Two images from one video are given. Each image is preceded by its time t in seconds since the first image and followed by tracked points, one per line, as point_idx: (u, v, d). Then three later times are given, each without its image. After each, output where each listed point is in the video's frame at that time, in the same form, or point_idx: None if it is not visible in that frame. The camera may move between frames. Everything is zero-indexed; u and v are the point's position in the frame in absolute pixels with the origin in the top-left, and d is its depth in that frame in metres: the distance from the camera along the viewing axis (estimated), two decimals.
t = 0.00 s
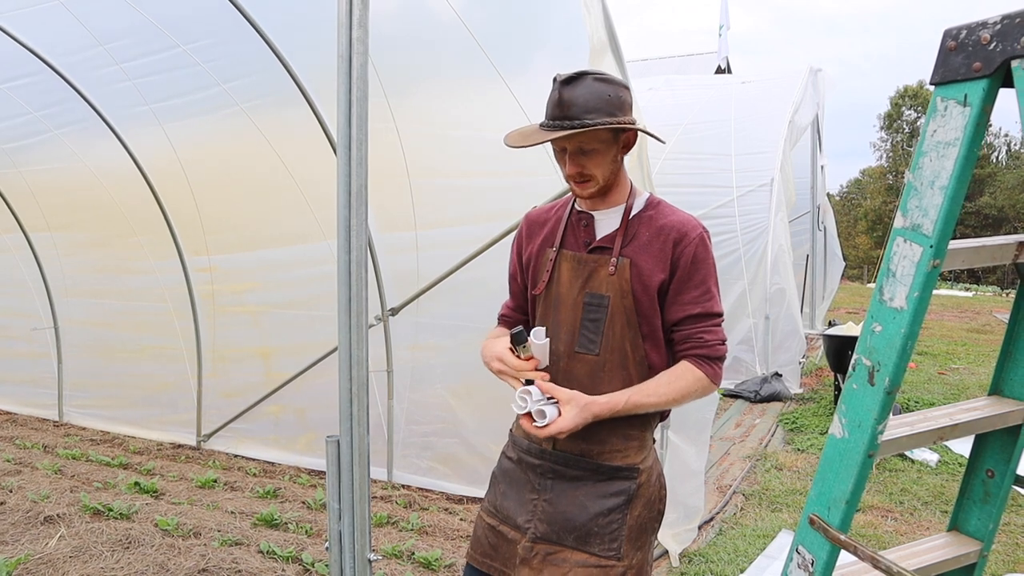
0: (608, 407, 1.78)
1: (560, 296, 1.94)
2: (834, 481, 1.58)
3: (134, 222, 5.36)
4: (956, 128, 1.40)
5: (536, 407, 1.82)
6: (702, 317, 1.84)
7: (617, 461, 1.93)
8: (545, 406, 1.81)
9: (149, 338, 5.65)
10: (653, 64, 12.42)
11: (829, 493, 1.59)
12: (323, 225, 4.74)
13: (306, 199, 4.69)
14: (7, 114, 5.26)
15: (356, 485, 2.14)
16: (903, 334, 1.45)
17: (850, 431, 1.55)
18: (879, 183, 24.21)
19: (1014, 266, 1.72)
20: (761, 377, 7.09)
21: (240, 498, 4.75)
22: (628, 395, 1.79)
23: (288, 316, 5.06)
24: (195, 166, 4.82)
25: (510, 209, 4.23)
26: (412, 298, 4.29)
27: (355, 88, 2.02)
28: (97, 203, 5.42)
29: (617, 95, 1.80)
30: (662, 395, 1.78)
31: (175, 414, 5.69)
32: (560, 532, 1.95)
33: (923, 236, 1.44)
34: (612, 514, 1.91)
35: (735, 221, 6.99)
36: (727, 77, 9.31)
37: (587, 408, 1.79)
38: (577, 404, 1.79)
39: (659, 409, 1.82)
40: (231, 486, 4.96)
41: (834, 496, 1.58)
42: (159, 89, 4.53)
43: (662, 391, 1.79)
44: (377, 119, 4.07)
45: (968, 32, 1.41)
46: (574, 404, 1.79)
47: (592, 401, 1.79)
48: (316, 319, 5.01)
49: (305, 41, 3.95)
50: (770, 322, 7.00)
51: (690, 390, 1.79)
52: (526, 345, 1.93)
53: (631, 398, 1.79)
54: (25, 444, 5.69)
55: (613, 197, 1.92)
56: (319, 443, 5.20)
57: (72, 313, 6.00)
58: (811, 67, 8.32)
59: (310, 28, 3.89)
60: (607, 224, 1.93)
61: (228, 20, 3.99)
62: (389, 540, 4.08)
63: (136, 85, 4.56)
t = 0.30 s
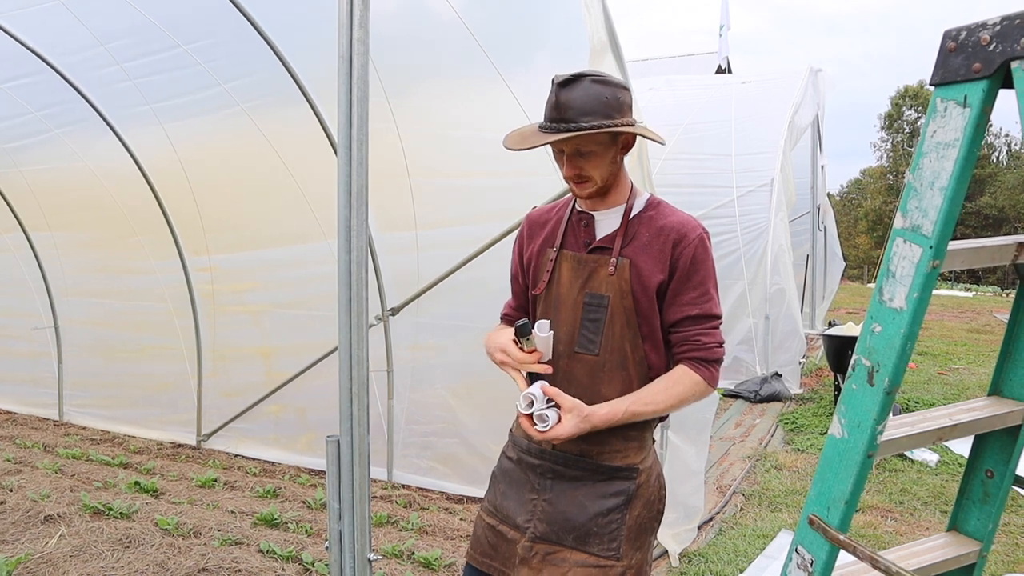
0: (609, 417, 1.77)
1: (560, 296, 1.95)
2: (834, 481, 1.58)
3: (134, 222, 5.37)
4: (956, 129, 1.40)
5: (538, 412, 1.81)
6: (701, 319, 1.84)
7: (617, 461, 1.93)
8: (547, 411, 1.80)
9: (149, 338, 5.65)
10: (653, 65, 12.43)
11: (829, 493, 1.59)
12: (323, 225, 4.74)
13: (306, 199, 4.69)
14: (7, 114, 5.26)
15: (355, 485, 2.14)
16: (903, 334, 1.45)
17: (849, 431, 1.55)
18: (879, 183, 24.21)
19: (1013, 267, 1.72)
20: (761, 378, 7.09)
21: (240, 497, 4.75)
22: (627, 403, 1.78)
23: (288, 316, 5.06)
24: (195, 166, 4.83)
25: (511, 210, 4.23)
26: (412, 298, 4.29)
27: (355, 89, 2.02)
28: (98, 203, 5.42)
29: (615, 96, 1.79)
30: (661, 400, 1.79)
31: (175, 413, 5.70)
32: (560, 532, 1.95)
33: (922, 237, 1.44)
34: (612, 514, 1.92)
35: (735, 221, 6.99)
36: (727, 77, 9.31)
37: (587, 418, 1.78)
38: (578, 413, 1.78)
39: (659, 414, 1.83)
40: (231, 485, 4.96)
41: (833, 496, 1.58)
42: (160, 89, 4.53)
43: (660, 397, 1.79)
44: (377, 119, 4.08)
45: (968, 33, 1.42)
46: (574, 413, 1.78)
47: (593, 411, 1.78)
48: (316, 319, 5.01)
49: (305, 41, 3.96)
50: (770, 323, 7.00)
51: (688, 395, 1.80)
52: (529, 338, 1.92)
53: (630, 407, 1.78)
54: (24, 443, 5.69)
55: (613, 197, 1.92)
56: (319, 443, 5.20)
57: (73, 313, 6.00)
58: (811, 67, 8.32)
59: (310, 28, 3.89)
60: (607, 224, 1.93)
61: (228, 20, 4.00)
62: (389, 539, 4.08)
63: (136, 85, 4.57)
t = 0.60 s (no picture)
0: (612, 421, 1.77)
1: (560, 296, 1.95)
2: (833, 482, 1.58)
3: (134, 222, 5.38)
4: (954, 130, 1.40)
5: (545, 418, 1.80)
6: (702, 320, 1.85)
7: (616, 462, 1.93)
8: (553, 417, 1.79)
9: (149, 338, 5.66)
10: (654, 65, 12.43)
11: (828, 494, 1.59)
12: (323, 225, 4.75)
13: (306, 199, 4.69)
14: (8, 114, 5.27)
15: (355, 485, 2.15)
16: (902, 334, 1.45)
17: (848, 431, 1.55)
18: (880, 183, 24.20)
19: (1013, 268, 1.72)
20: (761, 377, 7.09)
21: (241, 497, 4.75)
22: (629, 407, 1.78)
23: (288, 316, 5.07)
24: (196, 166, 4.83)
25: (511, 210, 4.24)
26: (412, 298, 4.29)
27: (355, 90, 2.02)
28: (98, 202, 5.43)
29: (613, 101, 1.79)
30: (662, 403, 1.79)
31: (175, 413, 5.71)
32: (559, 532, 1.95)
33: (921, 238, 1.44)
34: (611, 514, 1.92)
35: (735, 221, 6.99)
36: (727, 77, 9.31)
37: (591, 424, 1.78)
38: (583, 418, 1.77)
39: (660, 417, 1.83)
40: (232, 485, 4.97)
41: (832, 496, 1.58)
42: (160, 90, 4.54)
43: (662, 400, 1.79)
44: (377, 119, 4.08)
45: (966, 34, 1.42)
46: (579, 419, 1.78)
47: (598, 416, 1.78)
48: (317, 319, 5.02)
49: (305, 41, 3.96)
50: (771, 323, 7.00)
51: (690, 398, 1.81)
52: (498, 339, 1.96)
53: (634, 411, 1.78)
54: (25, 443, 5.70)
55: (613, 199, 1.93)
56: (320, 443, 5.21)
57: (73, 312, 6.01)
58: (811, 67, 8.32)
59: (310, 28, 3.89)
60: (608, 225, 1.93)
61: (229, 20, 4.00)
62: (390, 539, 4.08)
63: (137, 85, 4.57)
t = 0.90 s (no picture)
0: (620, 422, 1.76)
1: (561, 297, 1.95)
2: (832, 482, 1.59)
3: (135, 222, 5.38)
4: (953, 130, 1.40)
5: (552, 415, 1.76)
6: (705, 321, 1.85)
7: (616, 463, 1.94)
8: (561, 414, 1.75)
9: (150, 338, 5.66)
10: (654, 65, 12.43)
11: (827, 494, 1.59)
12: (323, 225, 4.75)
13: (306, 199, 4.70)
14: (8, 114, 5.27)
15: (355, 486, 2.15)
16: (901, 335, 1.46)
17: (847, 432, 1.55)
18: (880, 184, 24.19)
19: (1012, 269, 1.73)
20: (761, 378, 7.10)
21: (241, 497, 4.75)
22: (635, 407, 1.78)
23: (288, 316, 5.07)
24: (196, 166, 4.84)
25: (511, 210, 4.24)
26: (412, 299, 4.30)
27: (355, 91, 2.03)
28: (98, 203, 5.43)
29: (612, 101, 1.79)
30: (666, 402, 1.79)
31: (175, 413, 5.71)
32: (560, 533, 1.96)
33: (920, 239, 1.44)
34: (612, 515, 1.92)
35: (735, 221, 6.99)
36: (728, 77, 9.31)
37: (599, 421, 1.75)
38: (591, 416, 1.75)
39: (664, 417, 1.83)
40: (232, 485, 4.97)
41: (832, 496, 1.58)
42: (160, 90, 4.54)
43: (667, 399, 1.79)
44: (377, 120, 4.08)
45: (965, 35, 1.42)
46: (586, 416, 1.75)
47: (604, 416, 1.76)
48: (317, 320, 5.02)
49: (305, 42, 3.96)
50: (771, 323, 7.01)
51: (694, 397, 1.81)
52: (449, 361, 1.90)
53: (640, 408, 1.78)
54: (25, 443, 5.70)
55: (615, 199, 1.93)
56: (320, 443, 5.21)
57: (74, 312, 6.00)
58: (811, 67, 8.32)
59: (310, 28, 3.89)
60: (609, 227, 1.93)
61: (229, 20, 4.00)
62: (390, 539, 4.08)
63: (137, 85, 4.57)
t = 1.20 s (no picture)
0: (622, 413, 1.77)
1: (561, 297, 1.95)
2: (832, 482, 1.59)
3: (135, 223, 5.38)
4: (954, 130, 1.40)
5: (557, 405, 1.76)
6: (705, 321, 1.85)
7: (616, 463, 1.94)
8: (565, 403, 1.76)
9: (149, 338, 5.66)
10: (654, 66, 12.43)
11: (828, 493, 1.59)
12: (323, 225, 4.75)
13: (306, 199, 4.70)
14: (8, 114, 5.27)
15: (355, 485, 2.15)
16: (901, 335, 1.45)
17: (848, 431, 1.55)
18: (881, 184, 24.19)
19: (1013, 268, 1.73)
20: (761, 378, 7.10)
21: (241, 498, 4.75)
22: (634, 401, 1.78)
23: (288, 316, 5.07)
24: (196, 166, 4.84)
25: (511, 211, 4.24)
26: (412, 299, 4.30)
27: (355, 91, 2.03)
28: (98, 203, 5.42)
29: (616, 98, 1.80)
30: (667, 399, 1.78)
31: (175, 414, 5.71)
32: (560, 533, 1.95)
33: (921, 238, 1.44)
34: (612, 515, 1.92)
35: (736, 222, 6.99)
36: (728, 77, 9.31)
37: (602, 411, 1.77)
38: (593, 405, 1.76)
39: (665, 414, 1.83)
40: (232, 485, 4.97)
41: (832, 496, 1.58)
42: (160, 90, 4.54)
43: (668, 396, 1.79)
44: (377, 120, 4.09)
45: (966, 34, 1.42)
46: (589, 406, 1.76)
47: (605, 406, 1.77)
48: (317, 320, 5.02)
49: (305, 41, 3.96)
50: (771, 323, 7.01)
51: (695, 395, 1.80)
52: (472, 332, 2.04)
53: (638, 402, 1.78)
54: (25, 444, 5.70)
55: (616, 199, 1.93)
56: (320, 443, 5.21)
57: (74, 312, 6.00)
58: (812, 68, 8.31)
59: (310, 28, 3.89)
60: (609, 227, 1.93)
61: (229, 20, 4.00)
62: (390, 539, 4.08)
63: (137, 85, 4.57)
